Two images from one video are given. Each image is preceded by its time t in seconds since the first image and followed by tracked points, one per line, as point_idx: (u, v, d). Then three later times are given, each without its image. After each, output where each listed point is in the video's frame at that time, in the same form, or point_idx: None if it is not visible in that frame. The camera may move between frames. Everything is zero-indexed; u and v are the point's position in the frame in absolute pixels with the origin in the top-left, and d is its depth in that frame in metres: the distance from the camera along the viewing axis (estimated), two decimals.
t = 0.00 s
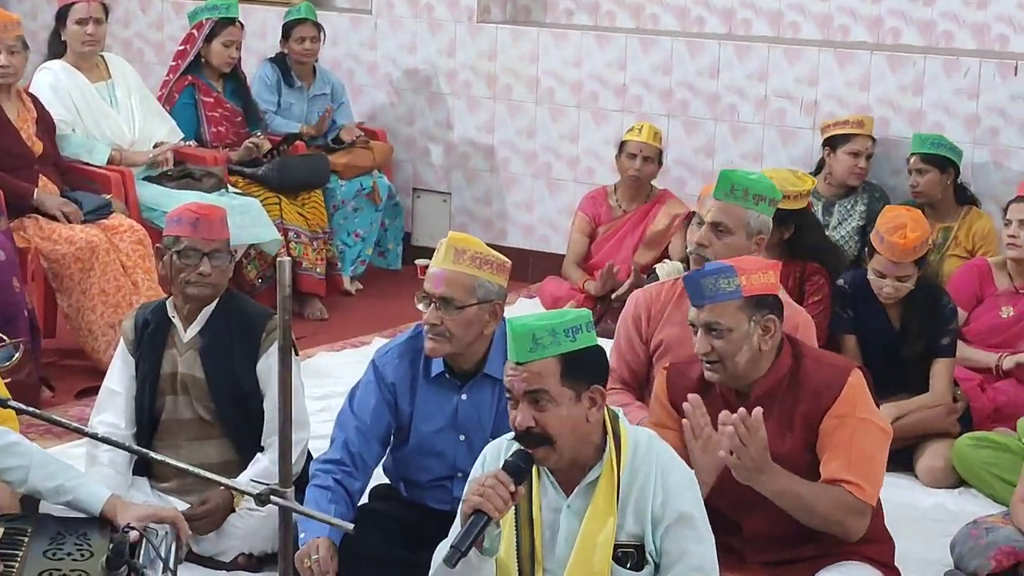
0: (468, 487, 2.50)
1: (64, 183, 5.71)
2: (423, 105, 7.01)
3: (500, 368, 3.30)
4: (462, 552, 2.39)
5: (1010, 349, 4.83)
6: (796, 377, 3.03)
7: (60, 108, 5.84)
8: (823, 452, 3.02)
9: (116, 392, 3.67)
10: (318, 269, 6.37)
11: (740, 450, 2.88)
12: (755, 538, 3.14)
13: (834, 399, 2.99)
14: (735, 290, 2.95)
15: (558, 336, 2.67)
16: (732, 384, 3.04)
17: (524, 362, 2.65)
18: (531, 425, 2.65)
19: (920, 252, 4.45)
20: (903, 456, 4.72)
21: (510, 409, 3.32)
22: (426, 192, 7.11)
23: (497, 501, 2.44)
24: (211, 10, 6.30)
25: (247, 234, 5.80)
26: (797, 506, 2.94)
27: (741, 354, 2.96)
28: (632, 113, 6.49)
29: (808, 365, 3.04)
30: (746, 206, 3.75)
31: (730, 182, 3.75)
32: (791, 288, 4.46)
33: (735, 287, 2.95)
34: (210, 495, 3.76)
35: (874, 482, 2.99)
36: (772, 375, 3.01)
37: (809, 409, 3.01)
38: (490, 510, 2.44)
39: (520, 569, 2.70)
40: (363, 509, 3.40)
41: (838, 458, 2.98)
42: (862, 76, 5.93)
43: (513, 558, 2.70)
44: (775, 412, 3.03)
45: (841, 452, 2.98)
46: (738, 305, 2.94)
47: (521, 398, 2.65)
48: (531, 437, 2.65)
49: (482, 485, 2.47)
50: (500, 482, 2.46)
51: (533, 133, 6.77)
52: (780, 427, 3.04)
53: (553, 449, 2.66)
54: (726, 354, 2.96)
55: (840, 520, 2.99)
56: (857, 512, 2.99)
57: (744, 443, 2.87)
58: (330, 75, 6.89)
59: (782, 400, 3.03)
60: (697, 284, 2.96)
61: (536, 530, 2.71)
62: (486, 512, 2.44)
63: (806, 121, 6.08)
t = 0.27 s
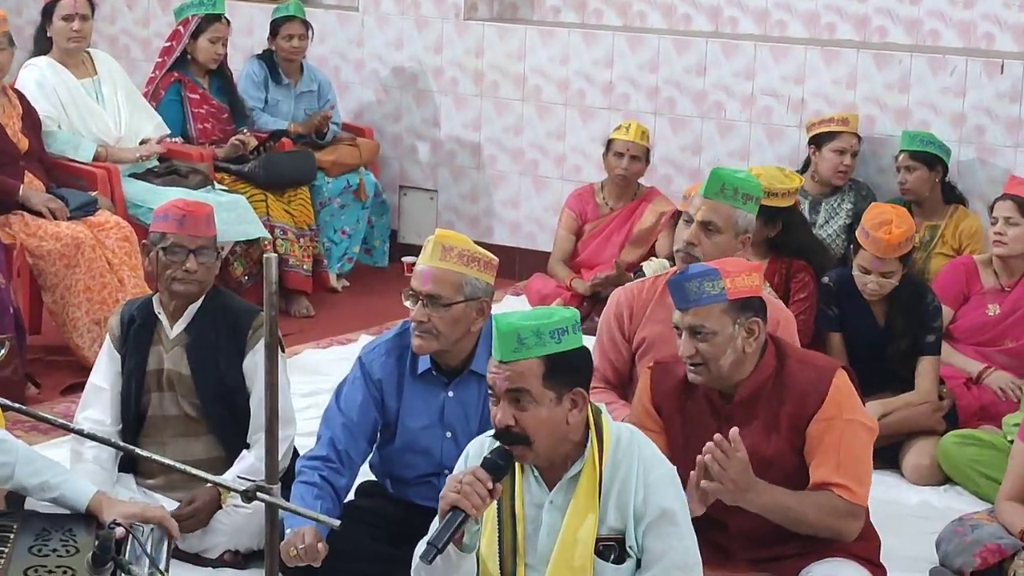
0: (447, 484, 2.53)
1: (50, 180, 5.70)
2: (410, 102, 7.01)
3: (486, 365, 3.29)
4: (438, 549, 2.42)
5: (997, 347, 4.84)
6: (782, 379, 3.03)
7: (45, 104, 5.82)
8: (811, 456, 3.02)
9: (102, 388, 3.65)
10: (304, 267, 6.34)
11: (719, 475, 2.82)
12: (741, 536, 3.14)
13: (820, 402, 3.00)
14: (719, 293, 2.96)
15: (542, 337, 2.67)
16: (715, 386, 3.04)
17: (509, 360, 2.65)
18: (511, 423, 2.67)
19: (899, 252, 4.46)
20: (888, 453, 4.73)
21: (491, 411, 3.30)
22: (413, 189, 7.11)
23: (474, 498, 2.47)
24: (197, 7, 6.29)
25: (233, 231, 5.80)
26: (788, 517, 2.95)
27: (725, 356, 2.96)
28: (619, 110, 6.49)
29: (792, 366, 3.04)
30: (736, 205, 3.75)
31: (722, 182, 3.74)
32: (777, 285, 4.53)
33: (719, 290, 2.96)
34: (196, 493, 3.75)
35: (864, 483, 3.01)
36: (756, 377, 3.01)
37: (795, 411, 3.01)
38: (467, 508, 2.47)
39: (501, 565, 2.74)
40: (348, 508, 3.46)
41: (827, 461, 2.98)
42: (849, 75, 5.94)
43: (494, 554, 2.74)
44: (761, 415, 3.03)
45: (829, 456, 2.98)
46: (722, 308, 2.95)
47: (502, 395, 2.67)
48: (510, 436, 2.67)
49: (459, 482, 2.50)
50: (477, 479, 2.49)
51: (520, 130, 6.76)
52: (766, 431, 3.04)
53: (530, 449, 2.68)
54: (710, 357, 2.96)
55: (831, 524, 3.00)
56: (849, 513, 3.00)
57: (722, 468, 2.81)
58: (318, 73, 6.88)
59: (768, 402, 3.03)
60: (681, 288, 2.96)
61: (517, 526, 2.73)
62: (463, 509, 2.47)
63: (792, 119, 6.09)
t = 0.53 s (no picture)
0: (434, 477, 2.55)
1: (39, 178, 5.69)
2: (400, 101, 7.01)
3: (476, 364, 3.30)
4: (423, 542, 2.43)
5: (985, 346, 4.87)
6: (769, 377, 3.04)
7: (35, 102, 5.81)
8: (799, 453, 3.03)
9: (93, 386, 3.65)
10: (294, 265, 6.35)
11: (723, 455, 2.87)
12: (731, 537, 3.14)
13: (807, 400, 3.01)
14: (724, 287, 2.97)
15: (525, 330, 2.68)
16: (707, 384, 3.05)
17: (493, 354, 2.66)
18: (497, 418, 2.68)
19: (891, 250, 4.48)
20: (877, 452, 4.74)
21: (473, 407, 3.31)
22: (403, 188, 7.11)
23: (459, 492, 2.48)
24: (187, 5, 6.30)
25: (224, 230, 5.80)
26: (781, 509, 2.95)
27: (735, 350, 2.98)
28: (609, 110, 6.50)
29: (780, 365, 3.04)
30: (723, 204, 3.76)
31: (710, 182, 3.75)
32: (764, 283, 4.59)
33: (723, 284, 2.97)
34: (188, 491, 3.76)
35: (852, 480, 3.01)
36: (745, 373, 3.03)
37: (783, 409, 3.02)
38: (451, 502, 2.48)
39: (488, 562, 2.73)
40: (337, 505, 3.48)
41: (815, 457, 2.99)
42: (838, 74, 5.95)
43: (482, 550, 2.74)
44: (749, 414, 3.04)
45: (817, 452, 2.99)
46: (730, 302, 2.97)
47: (488, 391, 2.67)
48: (497, 431, 2.68)
49: (444, 476, 2.51)
50: (462, 473, 2.50)
51: (511, 130, 6.77)
52: (755, 428, 3.05)
53: (518, 442, 2.68)
54: (722, 353, 2.97)
55: (821, 520, 3.00)
56: (837, 511, 3.01)
57: (727, 448, 2.86)
58: (308, 72, 6.88)
59: (756, 400, 3.04)
60: (690, 284, 2.94)
61: (505, 522, 2.73)
62: (448, 503, 2.48)
63: (782, 119, 6.10)
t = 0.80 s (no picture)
0: (421, 472, 2.54)
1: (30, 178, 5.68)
2: (390, 101, 7.00)
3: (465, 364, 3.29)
4: (411, 535, 2.45)
5: (974, 347, 4.88)
6: (756, 380, 3.04)
7: (25, 103, 5.79)
8: (787, 457, 3.03)
9: (82, 386, 3.64)
10: (283, 266, 6.36)
11: (697, 483, 2.86)
12: (721, 539, 3.14)
13: (795, 403, 3.01)
14: (721, 289, 2.99)
15: (515, 329, 2.68)
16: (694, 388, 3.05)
17: (483, 352, 2.67)
18: (486, 416, 2.67)
19: (881, 250, 4.49)
20: (866, 452, 4.74)
21: (463, 406, 3.30)
22: (393, 188, 7.10)
23: (447, 486, 2.47)
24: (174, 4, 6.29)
25: (213, 230, 5.80)
26: (764, 521, 2.97)
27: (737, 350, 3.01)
28: (599, 110, 6.50)
29: (766, 367, 3.04)
30: (708, 202, 3.77)
31: (697, 181, 3.76)
32: (752, 281, 4.76)
33: (720, 286, 2.99)
34: (177, 493, 3.75)
35: (838, 482, 3.01)
36: (733, 379, 3.02)
37: (770, 412, 3.02)
38: (439, 495, 2.48)
39: (477, 561, 2.73)
40: (327, 505, 3.46)
41: (803, 462, 3.00)
42: (827, 75, 5.96)
43: (470, 549, 2.74)
44: (737, 418, 3.04)
45: (805, 457, 3.00)
46: (727, 302, 2.99)
47: (477, 390, 2.67)
48: (486, 428, 2.67)
49: (432, 469, 2.50)
50: (451, 468, 2.49)
51: (501, 130, 6.77)
52: (743, 433, 3.05)
53: (507, 440, 2.68)
54: (729, 354, 2.99)
55: (807, 526, 3.01)
56: (825, 514, 3.02)
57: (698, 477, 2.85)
58: (298, 72, 6.87)
59: (744, 403, 3.04)
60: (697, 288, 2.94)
61: (493, 520, 2.74)
62: (436, 497, 2.48)
63: (772, 119, 6.11)
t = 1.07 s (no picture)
0: (412, 470, 2.52)
1: (19, 179, 5.67)
2: (380, 101, 7.00)
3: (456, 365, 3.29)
4: (400, 533, 2.44)
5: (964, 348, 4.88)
6: (743, 382, 3.04)
7: (14, 103, 5.78)
8: (778, 459, 3.04)
9: (72, 387, 3.64)
10: (274, 266, 6.34)
11: (698, 484, 2.86)
12: (709, 541, 3.15)
13: (781, 404, 3.01)
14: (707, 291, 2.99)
15: (511, 328, 2.68)
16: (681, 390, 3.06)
17: (476, 350, 2.67)
18: (478, 414, 2.67)
19: (875, 248, 4.51)
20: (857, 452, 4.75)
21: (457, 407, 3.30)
22: (383, 189, 7.10)
23: (436, 485, 2.47)
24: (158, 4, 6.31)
25: (203, 230, 5.80)
26: (759, 523, 2.97)
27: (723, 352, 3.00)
28: (589, 110, 6.50)
29: (753, 369, 3.04)
30: (693, 196, 3.81)
31: (679, 177, 3.80)
32: (743, 282, 4.78)
33: (705, 288, 2.99)
34: (165, 493, 3.74)
35: (829, 482, 3.00)
36: (720, 379, 3.03)
37: (758, 414, 3.03)
38: (429, 494, 2.47)
39: (467, 561, 2.73)
40: (318, 506, 3.42)
41: (792, 463, 3.00)
42: (817, 75, 5.96)
43: (461, 547, 2.73)
44: (725, 420, 3.05)
45: (794, 458, 3.00)
46: (714, 304, 2.98)
47: (470, 388, 2.67)
48: (479, 426, 2.67)
49: (423, 468, 2.50)
50: (441, 466, 2.48)
51: (491, 130, 6.77)
52: (732, 435, 3.05)
53: (499, 439, 2.68)
54: (716, 356, 2.99)
55: (802, 527, 3.01)
56: (818, 515, 3.01)
57: (702, 478, 2.85)
58: (287, 72, 6.87)
59: (732, 405, 3.05)
60: (684, 290, 2.94)
61: (484, 519, 2.74)
62: (426, 494, 2.47)
63: (761, 119, 6.11)
